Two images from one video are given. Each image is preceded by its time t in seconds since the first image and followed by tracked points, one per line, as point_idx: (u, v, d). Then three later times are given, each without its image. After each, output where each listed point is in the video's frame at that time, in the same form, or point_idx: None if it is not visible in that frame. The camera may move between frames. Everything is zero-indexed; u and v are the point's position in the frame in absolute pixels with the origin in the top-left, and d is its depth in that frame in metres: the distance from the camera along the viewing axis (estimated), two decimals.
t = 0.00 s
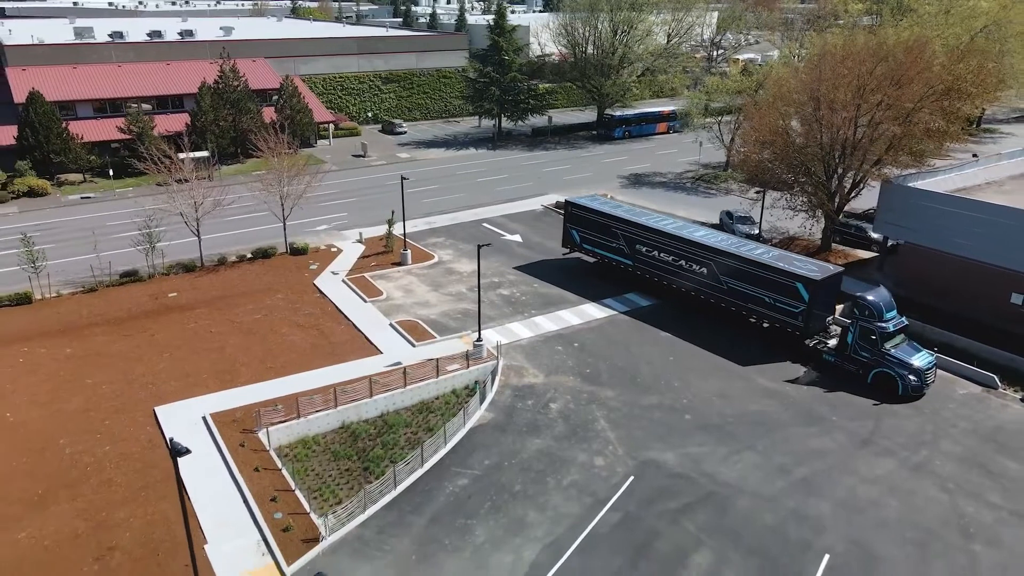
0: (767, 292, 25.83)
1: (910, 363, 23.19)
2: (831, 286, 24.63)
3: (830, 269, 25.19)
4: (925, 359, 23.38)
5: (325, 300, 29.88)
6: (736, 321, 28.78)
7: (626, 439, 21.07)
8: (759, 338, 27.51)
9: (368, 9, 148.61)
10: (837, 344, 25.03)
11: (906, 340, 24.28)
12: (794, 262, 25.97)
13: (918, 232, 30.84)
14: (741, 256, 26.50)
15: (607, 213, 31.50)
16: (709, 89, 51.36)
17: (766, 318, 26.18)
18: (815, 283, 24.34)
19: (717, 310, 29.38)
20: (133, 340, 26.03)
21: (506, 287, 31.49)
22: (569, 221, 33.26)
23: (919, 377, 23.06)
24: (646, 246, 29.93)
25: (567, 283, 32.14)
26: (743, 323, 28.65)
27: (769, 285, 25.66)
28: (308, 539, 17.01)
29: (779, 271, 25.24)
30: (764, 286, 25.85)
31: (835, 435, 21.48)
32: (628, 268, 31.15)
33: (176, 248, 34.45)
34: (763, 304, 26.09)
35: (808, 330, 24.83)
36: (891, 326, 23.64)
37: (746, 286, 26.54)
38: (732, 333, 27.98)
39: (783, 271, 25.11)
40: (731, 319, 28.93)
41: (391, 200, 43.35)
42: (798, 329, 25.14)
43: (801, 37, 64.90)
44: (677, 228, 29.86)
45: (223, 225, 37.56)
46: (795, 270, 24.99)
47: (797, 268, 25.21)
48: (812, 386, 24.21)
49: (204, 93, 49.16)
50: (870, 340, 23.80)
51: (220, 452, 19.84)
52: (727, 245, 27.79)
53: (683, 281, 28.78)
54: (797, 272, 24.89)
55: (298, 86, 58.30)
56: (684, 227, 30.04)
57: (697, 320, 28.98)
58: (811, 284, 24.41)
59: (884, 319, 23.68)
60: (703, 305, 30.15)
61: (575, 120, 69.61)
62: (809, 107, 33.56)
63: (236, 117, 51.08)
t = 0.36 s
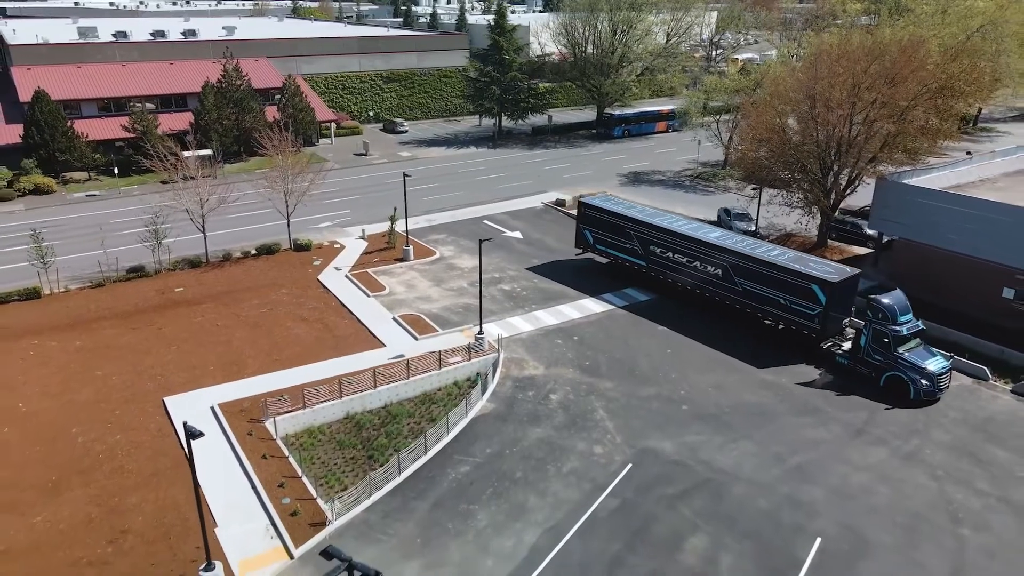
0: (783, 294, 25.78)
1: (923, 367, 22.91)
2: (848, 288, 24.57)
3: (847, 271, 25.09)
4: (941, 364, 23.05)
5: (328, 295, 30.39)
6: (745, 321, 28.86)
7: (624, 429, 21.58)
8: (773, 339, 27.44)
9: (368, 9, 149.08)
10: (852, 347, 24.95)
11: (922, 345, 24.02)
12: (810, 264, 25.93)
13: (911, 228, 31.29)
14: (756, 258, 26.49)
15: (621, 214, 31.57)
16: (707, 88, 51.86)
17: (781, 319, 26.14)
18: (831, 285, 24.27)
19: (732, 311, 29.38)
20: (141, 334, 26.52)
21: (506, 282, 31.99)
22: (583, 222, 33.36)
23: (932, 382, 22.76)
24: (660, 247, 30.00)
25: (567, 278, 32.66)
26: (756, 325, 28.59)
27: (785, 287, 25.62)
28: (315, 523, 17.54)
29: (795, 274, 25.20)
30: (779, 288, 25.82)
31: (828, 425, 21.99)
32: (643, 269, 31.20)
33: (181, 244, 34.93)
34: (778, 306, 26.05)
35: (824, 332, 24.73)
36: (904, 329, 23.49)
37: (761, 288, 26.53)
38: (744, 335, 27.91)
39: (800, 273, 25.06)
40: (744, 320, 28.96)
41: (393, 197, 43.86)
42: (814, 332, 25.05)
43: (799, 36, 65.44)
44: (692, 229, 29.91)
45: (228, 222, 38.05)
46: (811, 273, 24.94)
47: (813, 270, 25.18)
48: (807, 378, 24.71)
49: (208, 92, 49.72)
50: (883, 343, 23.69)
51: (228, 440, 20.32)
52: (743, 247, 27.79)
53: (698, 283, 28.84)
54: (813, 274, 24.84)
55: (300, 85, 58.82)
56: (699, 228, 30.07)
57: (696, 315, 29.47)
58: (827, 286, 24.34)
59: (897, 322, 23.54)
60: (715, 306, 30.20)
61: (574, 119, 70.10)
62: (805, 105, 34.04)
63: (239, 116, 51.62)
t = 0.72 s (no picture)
0: (799, 296, 25.64)
1: (935, 371, 22.65)
2: (865, 290, 24.37)
3: (865, 274, 24.87)
4: (954, 368, 22.72)
5: (332, 289, 30.94)
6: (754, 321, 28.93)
7: (623, 417, 22.16)
8: (789, 342, 27.30)
9: (368, 9, 149.46)
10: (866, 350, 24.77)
11: (938, 348, 23.62)
12: (827, 266, 25.75)
13: (904, 224, 31.89)
14: (773, 260, 26.37)
15: (635, 215, 31.59)
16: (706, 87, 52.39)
17: (797, 322, 26.01)
18: (848, 288, 24.07)
19: (748, 313, 29.27)
20: (149, 326, 27.09)
21: (507, 277, 32.56)
22: (597, 222, 33.38)
23: (943, 387, 22.50)
24: (675, 249, 29.97)
25: (567, 273, 33.22)
26: (766, 325, 28.61)
27: (801, 289, 25.48)
28: (322, 506, 18.11)
29: (811, 276, 25.06)
30: (796, 291, 25.66)
31: (821, 414, 22.58)
32: (658, 270, 31.20)
33: (188, 240, 35.49)
34: (794, 308, 25.92)
35: (841, 335, 24.53)
36: (917, 333, 23.15)
37: (777, 290, 26.42)
38: (758, 336, 27.80)
39: (816, 275, 24.89)
40: (758, 322, 28.89)
41: (394, 194, 44.42)
42: (831, 334, 24.87)
43: (797, 36, 66.05)
44: (708, 231, 29.85)
45: (232, 219, 38.58)
46: (828, 275, 24.77)
47: (830, 273, 24.99)
48: (801, 369, 25.30)
49: (212, 91, 50.29)
50: (895, 346, 23.45)
51: (237, 427, 20.88)
52: (758, 249, 27.68)
53: (714, 285, 28.77)
54: (829, 276, 24.68)
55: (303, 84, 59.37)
56: (716, 230, 29.99)
57: (693, 309, 30.10)
58: (844, 288, 24.16)
59: (911, 326, 23.21)
60: (723, 304, 30.37)
61: (574, 118, 70.62)
62: (801, 103, 34.69)
63: (242, 115, 52.17)
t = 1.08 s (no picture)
0: (812, 298, 25.44)
1: (944, 376, 22.28)
2: (879, 292, 24.12)
3: (880, 277, 24.60)
4: (965, 374, 22.32)
5: (336, 284, 31.48)
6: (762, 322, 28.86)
7: (620, 406, 22.74)
8: (800, 344, 27.12)
9: (368, 9, 149.89)
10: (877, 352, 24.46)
11: (952, 353, 23.17)
12: (841, 269, 25.52)
13: (897, 220, 32.48)
14: (787, 262, 26.17)
15: (649, 215, 31.48)
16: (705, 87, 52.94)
17: (810, 324, 25.79)
18: (862, 290, 23.84)
19: (761, 315, 29.07)
20: (157, 319, 27.64)
21: (507, 271, 33.14)
22: (611, 222, 33.36)
23: (951, 392, 22.16)
24: (688, 249, 29.83)
25: (566, 268, 33.80)
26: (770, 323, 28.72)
27: (815, 291, 25.27)
28: (329, 490, 18.67)
29: (824, 278, 24.85)
30: (810, 292, 25.42)
31: (814, 403, 23.17)
32: (671, 271, 31.01)
33: (193, 236, 36.04)
34: (807, 310, 25.72)
35: (856, 338, 24.30)
36: (928, 337, 22.84)
37: (791, 291, 26.22)
38: (767, 337, 27.65)
39: (830, 277, 24.67)
40: (769, 323, 28.72)
41: (396, 191, 44.98)
42: (845, 337, 24.61)
43: (794, 35, 66.63)
44: (722, 232, 29.68)
45: (237, 215, 39.12)
46: (843, 277, 24.55)
47: (845, 275, 24.75)
48: (795, 361, 25.87)
49: (215, 89, 50.84)
50: (904, 349, 23.14)
51: (244, 415, 21.43)
52: (772, 250, 27.47)
53: (727, 286, 28.57)
54: (844, 278, 24.46)
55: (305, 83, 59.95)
56: (731, 231, 29.81)
57: (690, 303, 30.67)
58: (858, 290, 23.92)
59: (921, 329, 22.90)
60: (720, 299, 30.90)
61: (574, 116, 71.21)
62: (796, 100, 35.24)
63: (244, 113, 52.74)
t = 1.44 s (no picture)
0: (823, 300, 25.39)
1: (948, 379, 22.28)
2: (889, 294, 24.10)
3: (891, 279, 24.55)
4: (971, 379, 22.27)
5: (337, 279, 31.95)
6: (770, 321, 28.90)
7: (617, 396, 23.26)
8: (809, 344, 27.11)
9: (367, 9, 150.14)
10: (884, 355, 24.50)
11: (960, 357, 23.16)
12: (851, 270, 25.47)
13: (889, 216, 33.04)
14: (798, 263, 26.11)
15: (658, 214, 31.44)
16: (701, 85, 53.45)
17: (820, 325, 25.76)
18: (872, 292, 23.85)
19: (771, 315, 29.06)
20: (162, 313, 28.12)
21: (506, 267, 33.65)
22: (621, 222, 33.37)
23: (955, 395, 22.12)
24: (697, 249, 29.82)
25: (564, 264, 34.30)
26: (769, 320, 29.01)
27: (824, 293, 25.24)
28: (333, 476, 19.16)
29: (835, 280, 24.79)
30: (820, 294, 25.39)
31: (806, 393, 23.72)
32: (680, 271, 31.03)
33: (197, 233, 36.50)
34: (817, 311, 25.68)
35: (866, 339, 24.32)
36: (934, 340, 22.88)
37: (800, 292, 26.21)
38: (774, 336, 27.73)
39: (839, 278, 24.62)
40: (778, 323, 28.73)
41: (395, 189, 45.45)
42: (855, 339, 24.63)
43: (790, 34, 67.17)
44: (732, 232, 29.66)
45: (239, 212, 39.58)
46: (853, 279, 24.49)
47: (855, 277, 24.70)
48: (788, 353, 26.44)
49: (216, 88, 51.29)
50: (910, 351, 23.21)
51: (248, 404, 21.90)
52: (783, 251, 27.43)
53: (737, 287, 28.56)
54: (854, 280, 24.40)
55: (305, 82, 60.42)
56: (741, 232, 29.79)
57: (686, 296, 31.22)
58: (869, 292, 23.89)
59: (928, 331, 22.94)
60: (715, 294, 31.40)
61: (572, 115, 71.71)
62: (790, 98, 35.82)
63: (245, 112, 53.20)
